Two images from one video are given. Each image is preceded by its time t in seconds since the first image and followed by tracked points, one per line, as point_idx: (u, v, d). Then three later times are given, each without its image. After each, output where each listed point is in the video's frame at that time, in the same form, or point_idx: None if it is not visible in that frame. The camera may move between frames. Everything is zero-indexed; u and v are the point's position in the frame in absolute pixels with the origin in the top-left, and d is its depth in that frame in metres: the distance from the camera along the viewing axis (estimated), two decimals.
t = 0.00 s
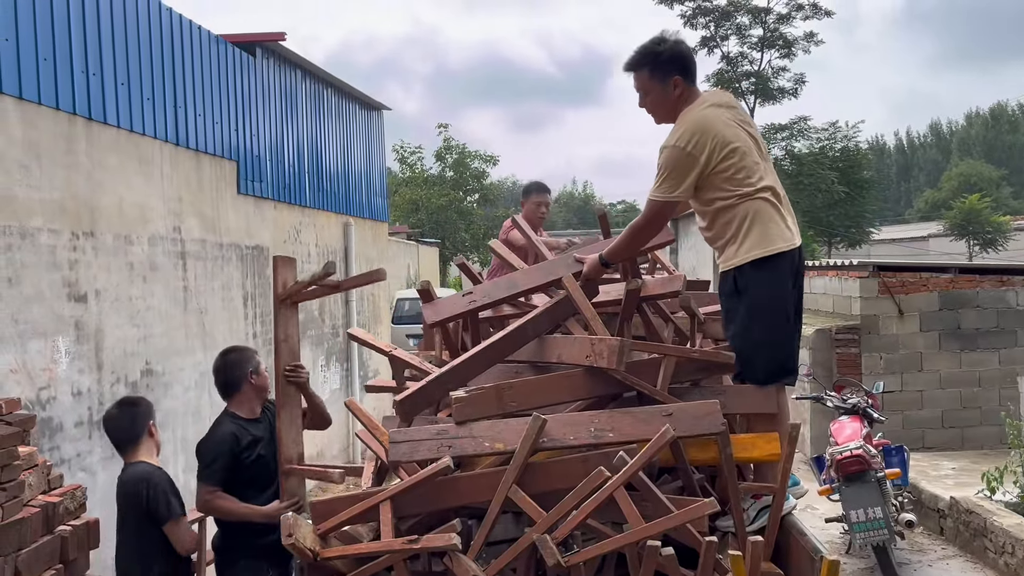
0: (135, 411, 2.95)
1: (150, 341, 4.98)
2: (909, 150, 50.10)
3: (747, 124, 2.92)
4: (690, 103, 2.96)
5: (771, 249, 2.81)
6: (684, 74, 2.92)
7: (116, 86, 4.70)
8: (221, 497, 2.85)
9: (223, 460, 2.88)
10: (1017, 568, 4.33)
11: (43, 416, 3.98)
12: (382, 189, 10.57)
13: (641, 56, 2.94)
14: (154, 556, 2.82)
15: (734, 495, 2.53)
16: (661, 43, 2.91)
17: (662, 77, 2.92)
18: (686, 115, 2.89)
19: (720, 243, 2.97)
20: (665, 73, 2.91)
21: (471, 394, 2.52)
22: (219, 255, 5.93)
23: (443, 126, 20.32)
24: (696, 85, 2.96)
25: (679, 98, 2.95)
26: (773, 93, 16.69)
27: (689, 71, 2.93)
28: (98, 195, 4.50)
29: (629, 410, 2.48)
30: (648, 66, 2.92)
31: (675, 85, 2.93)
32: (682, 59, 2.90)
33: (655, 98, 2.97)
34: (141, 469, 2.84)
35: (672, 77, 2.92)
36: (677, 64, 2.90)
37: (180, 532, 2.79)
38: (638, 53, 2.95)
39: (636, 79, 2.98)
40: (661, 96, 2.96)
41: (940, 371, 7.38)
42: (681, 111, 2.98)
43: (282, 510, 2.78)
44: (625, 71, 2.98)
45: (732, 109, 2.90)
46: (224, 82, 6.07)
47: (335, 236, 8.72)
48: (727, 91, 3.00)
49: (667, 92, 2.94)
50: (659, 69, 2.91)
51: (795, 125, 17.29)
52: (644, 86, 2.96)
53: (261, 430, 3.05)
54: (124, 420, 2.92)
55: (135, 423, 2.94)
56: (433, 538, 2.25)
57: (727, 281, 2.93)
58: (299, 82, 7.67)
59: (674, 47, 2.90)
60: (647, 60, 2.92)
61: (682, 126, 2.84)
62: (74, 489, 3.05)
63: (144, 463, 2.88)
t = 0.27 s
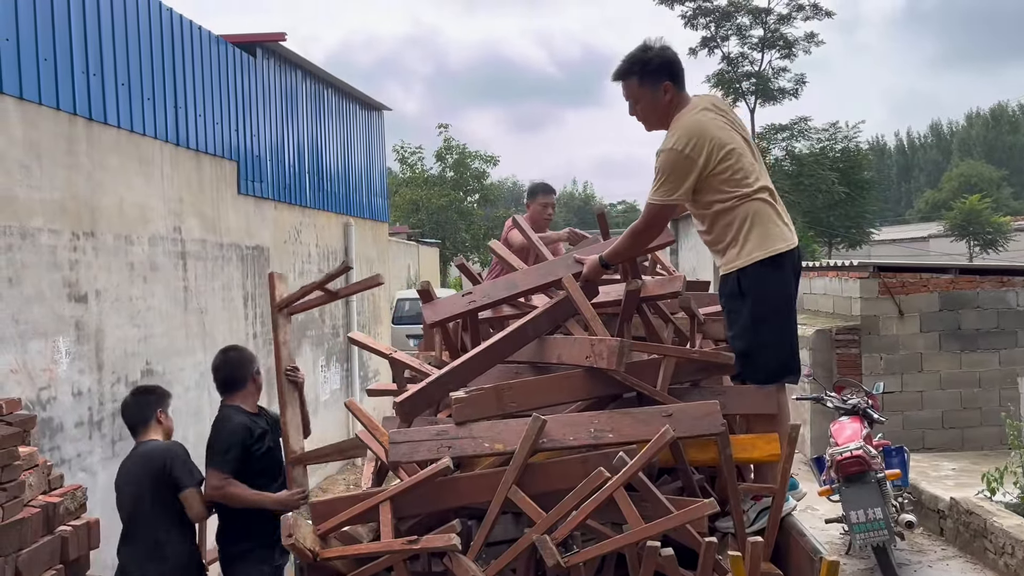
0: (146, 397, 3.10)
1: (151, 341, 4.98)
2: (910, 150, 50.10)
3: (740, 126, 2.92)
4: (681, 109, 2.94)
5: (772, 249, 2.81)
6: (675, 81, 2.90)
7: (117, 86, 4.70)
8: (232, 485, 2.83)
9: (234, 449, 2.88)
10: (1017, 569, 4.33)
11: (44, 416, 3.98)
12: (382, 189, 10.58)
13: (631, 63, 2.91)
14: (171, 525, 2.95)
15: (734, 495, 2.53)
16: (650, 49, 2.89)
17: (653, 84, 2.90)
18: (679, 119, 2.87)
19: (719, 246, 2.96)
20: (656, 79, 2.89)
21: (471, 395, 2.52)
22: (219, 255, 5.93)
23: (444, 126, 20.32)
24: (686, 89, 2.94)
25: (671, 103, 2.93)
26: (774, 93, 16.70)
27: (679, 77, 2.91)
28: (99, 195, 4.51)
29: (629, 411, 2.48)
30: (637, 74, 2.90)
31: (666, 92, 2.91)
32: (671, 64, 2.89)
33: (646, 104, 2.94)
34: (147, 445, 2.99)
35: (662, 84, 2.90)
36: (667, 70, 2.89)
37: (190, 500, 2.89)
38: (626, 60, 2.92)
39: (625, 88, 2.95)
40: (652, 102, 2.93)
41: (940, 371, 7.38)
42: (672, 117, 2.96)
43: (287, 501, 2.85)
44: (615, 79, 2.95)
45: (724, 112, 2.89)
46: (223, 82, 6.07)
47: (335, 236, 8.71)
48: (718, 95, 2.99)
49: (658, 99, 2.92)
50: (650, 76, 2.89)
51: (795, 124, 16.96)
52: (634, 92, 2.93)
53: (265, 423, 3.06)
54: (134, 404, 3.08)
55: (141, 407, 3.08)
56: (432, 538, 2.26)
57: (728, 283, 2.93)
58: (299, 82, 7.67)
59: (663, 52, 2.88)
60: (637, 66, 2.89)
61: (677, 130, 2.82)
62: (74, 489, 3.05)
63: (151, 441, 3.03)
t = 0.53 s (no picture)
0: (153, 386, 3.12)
1: (151, 341, 4.98)
2: (910, 150, 50.08)
3: (746, 126, 2.94)
4: (691, 102, 2.96)
5: (769, 250, 2.84)
6: (687, 74, 2.92)
7: (117, 86, 4.70)
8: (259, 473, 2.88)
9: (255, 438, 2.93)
10: (1017, 568, 4.33)
11: (44, 416, 3.98)
12: (382, 189, 10.58)
13: (645, 50, 2.93)
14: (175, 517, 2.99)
15: (734, 495, 2.53)
16: (666, 40, 2.90)
17: (664, 75, 2.92)
18: (687, 115, 2.89)
19: (717, 244, 2.98)
20: (668, 70, 2.91)
21: (471, 394, 2.52)
22: (219, 254, 5.93)
23: (444, 126, 20.32)
24: (697, 83, 2.95)
25: (680, 96, 2.95)
26: (774, 93, 16.70)
27: (691, 70, 2.92)
28: (99, 195, 4.51)
29: (629, 410, 2.48)
30: (651, 63, 2.92)
31: (676, 85, 2.93)
32: (685, 57, 2.90)
33: (656, 94, 2.96)
34: (160, 435, 3.03)
35: (674, 76, 2.91)
36: (680, 62, 2.90)
37: (191, 490, 2.92)
38: (641, 48, 2.94)
39: (638, 75, 2.98)
40: (661, 92, 2.95)
41: (940, 371, 7.38)
42: (682, 109, 2.98)
43: (299, 490, 2.89)
44: (629, 64, 2.98)
45: (732, 110, 2.91)
46: (224, 82, 6.08)
47: (335, 236, 8.71)
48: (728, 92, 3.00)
49: (668, 91, 2.93)
50: (663, 66, 2.91)
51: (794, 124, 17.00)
52: (646, 79, 2.96)
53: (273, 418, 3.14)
54: (143, 391, 3.11)
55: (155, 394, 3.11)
56: (432, 537, 2.26)
57: (725, 280, 2.96)
58: (299, 82, 7.67)
59: (677, 44, 2.89)
60: (651, 55, 2.92)
61: (684, 126, 2.84)
62: (74, 488, 3.05)
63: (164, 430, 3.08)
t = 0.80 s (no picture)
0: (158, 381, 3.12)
1: (150, 340, 4.97)
2: (910, 150, 50.08)
3: (763, 125, 2.95)
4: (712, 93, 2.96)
5: (767, 251, 2.86)
6: (712, 63, 2.92)
7: (116, 85, 4.69)
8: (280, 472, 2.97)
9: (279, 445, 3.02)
10: (1017, 568, 4.33)
11: (44, 415, 3.98)
12: (382, 188, 10.57)
13: (674, 35, 2.94)
14: (179, 514, 2.99)
15: (734, 495, 2.53)
16: (698, 27, 2.90)
17: (689, 62, 2.93)
18: (708, 106, 2.88)
19: (715, 238, 3.00)
20: (693, 58, 2.92)
21: (463, 396, 2.56)
22: (218, 254, 5.93)
23: (444, 125, 20.30)
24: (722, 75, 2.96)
25: (702, 85, 2.95)
26: (774, 92, 16.69)
27: (717, 60, 2.93)
28: (98, 195, 4.50)
29: (629, 410, 2.48)
30: (679, 47, 2.93)
31: (700, 74, 2.93)
32: (713, 47, 2.91)
33: (679, 80, 2.97)
34: (165, 432, 3.03)
35: (698, 64, 2.92)
36: (707, 52, 2.91)
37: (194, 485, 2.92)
38: (670, 32, 2.94)
39: (665, 57, 2.99)
40: (685, 78, 2.96)
41: (940, 371, 7.38)
42: (702, 99, 2.98)
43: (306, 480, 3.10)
44: (657, 46, 2.99)
45: (752, 108, 2.92)
46: (225, 80, 6.07)
47: (334, 235, 8.70)
48: (749, 89, 3.01)
49: (691, 78, 2.94)
50: (688, 53, 2.92)
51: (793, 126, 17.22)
52: (671, 64, 2.97)
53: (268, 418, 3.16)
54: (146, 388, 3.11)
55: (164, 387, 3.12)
56: (433, 537, 2.26)
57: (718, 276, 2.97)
58: (299, 82, 7.66)
59: (708, 33, 2.90)
60: (680, 40, 2.92)
61: (705, 116, 2.83)
62: (74, 488, 3.05)
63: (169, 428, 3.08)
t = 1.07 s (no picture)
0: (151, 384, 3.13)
1: (150, 340, 4.97)
2: (910, 149, 50.09)
3: (773, 124, 2.96)
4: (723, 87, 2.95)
5: (774, 251, 2.87)
6: (723, 56, 2.92)
7: (116, 85, 4.69)
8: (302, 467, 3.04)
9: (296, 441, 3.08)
10: (1017, 568, 4.33)
11: (44, 415, 3.98)
12: (382, 188, 10.58)
13: (684, 30, 2.96)
14: (168, 517, 3.01)
15: (734, 495, 2.53)
16: (711, 22, 2.91)
17: (701, 55, 2.93)
18: (723, 100, 2.87)
19: (722, 235, 2.99)
20: (704, 51, 2.92)
21: (463, 396, 2.55)
22: (218, 254, 5.92)
23: (444, 124, 20.29)
24: (733, 70, 2.96)
25: (714, 78, 2.94)
26: (774, 91, 16.70)
27: (728, 54, 2.93)
28: (98, 194, 4.50)
29: (629, 410, 2.48)
30: (691, 40, 2.93)
31: (711, 67, 2.93)
32: (725, 41, 2.91)
33: (690, 73, 2.97)
34: (154, 438, 3.04)
35: (709, 58, 2.92)
36: (719, 46, 2.92)
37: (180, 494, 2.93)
38: (683, 25, 2.95)
39: (676, 49, 2.99)
40: (696, 72, 2.96)
41: (940, 370, 7.38)
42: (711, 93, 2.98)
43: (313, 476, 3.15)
44: (668, 42, 3.00)
45: (763, 106, 2.93)
46: (225, 79, 6.07)
47: (334, 234, 8.69)
48: (762, 87, 3.00)
49: (702, 71, 2.94)
50: (700, 47, 2.92)
51: (793, 124, 17.12)
52: (683, 59, 2.98)
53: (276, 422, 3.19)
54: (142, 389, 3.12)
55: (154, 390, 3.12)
56: (433, 537, 2.26)
57: (723, 275, 2.97)
58: (299, 81, 7.66)
59: (721, 27, 2.90)
60: (692, 34, 2.93)
61: (722, 110, 2.81)
62: (74, 488, 3.05)
63: (162, 432, 3.08)
